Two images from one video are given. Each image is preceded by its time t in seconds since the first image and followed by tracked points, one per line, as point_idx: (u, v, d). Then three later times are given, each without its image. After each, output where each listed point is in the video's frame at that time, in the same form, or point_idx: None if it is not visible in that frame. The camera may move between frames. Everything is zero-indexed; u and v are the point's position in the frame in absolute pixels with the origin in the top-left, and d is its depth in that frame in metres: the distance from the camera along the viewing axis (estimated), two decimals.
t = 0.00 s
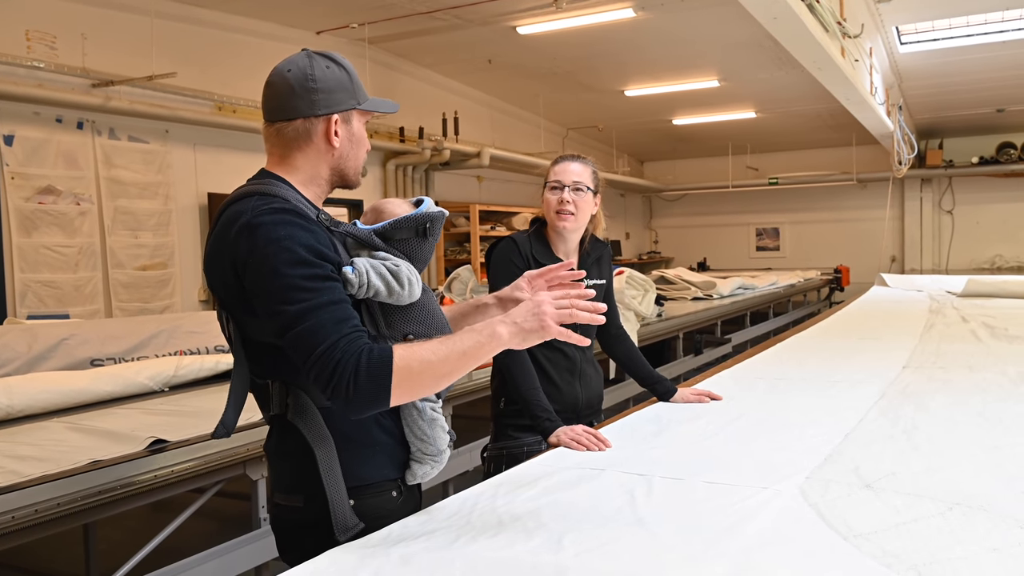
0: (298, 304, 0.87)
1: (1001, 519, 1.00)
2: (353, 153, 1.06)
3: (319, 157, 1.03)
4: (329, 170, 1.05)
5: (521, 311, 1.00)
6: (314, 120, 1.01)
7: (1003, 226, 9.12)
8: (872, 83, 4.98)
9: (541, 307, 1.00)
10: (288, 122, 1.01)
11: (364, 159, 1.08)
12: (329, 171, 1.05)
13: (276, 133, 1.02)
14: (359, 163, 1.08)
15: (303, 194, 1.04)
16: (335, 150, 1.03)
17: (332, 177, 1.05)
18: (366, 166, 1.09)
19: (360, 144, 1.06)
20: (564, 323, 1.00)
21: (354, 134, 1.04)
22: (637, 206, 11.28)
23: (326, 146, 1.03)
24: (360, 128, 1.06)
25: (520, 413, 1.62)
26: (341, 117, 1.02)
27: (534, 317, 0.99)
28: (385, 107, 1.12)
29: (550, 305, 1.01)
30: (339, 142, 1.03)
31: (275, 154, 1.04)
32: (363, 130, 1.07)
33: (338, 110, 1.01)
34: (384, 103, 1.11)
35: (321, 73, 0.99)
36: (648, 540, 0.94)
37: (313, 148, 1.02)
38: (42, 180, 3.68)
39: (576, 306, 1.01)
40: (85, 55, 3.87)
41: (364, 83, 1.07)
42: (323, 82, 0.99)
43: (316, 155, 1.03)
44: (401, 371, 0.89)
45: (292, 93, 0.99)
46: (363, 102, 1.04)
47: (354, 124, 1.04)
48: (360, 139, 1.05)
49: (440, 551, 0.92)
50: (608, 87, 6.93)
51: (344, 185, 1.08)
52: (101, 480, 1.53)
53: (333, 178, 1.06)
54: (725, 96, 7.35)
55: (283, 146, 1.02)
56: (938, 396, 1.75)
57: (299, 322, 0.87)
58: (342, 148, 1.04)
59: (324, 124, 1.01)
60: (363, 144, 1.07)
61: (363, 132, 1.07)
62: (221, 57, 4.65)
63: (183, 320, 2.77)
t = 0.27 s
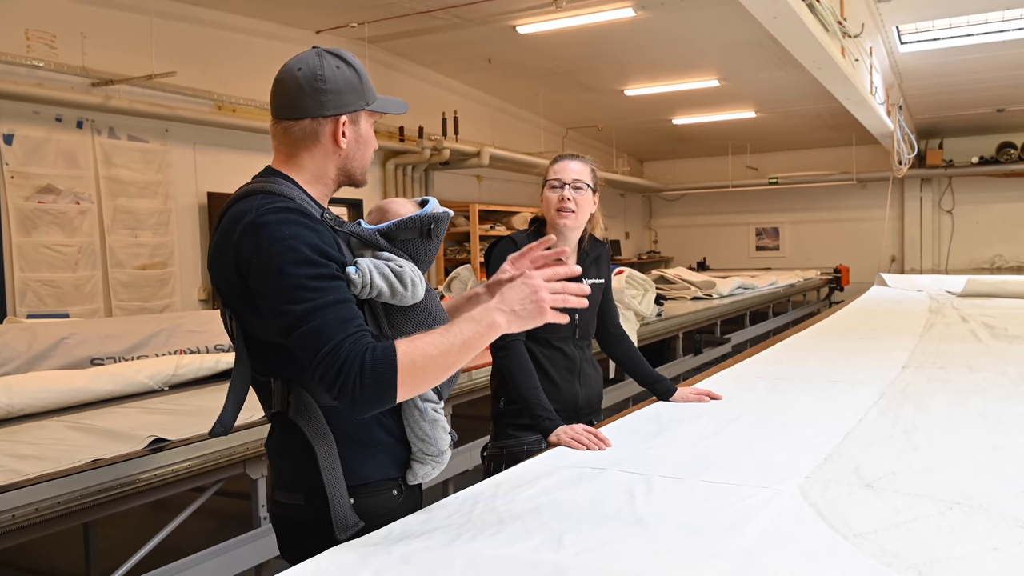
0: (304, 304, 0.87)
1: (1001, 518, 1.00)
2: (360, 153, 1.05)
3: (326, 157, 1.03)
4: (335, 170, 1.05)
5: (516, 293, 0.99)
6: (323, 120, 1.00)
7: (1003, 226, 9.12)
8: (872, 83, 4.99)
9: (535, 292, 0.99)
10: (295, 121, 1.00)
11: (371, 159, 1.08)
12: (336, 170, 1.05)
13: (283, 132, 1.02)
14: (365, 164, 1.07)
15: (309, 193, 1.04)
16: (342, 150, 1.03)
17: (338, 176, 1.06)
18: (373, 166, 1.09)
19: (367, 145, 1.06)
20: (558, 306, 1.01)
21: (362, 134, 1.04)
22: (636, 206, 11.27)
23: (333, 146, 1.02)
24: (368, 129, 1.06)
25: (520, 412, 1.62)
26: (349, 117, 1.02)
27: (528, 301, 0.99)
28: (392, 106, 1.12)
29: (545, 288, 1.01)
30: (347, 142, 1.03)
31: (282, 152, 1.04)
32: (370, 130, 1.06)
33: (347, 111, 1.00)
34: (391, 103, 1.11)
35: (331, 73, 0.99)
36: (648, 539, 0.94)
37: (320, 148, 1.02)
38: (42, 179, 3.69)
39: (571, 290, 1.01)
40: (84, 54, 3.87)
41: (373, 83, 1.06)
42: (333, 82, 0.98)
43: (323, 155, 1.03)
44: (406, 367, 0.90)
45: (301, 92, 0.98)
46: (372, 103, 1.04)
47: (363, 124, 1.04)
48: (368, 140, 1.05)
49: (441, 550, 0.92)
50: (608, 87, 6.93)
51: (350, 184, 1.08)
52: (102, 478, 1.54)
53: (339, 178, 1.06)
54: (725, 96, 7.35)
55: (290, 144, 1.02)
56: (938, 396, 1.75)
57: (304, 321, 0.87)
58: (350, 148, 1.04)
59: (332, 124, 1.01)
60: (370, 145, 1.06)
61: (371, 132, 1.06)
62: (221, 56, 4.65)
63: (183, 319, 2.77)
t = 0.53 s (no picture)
0: (316, 302, 0.87)
1: (1001, 518, 1.00)
2: (364, 153, 1.05)
3: (330, 156, 1.03)
4: (339, 169, 1.05)
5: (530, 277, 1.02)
6: (328, 119, 1.00)
7: (1003, 225, 9.11)
8: (872, 82, 4.98)
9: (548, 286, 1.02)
10: (300, 120, 1.00)
11: (375, 159, 1.08)
12: (339, 170, 1.05)
13: (287, 130, 1.02)
14: (369, 163, 1.07)
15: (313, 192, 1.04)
16: (346, 150, 1.03)
17: (341, 175, 1.06)
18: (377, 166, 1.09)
19: (371, 145, 1.06)
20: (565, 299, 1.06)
21: (366, 134, 1.04)
22: (636, 205, 11.27)
23: (337, 145, 1.02)
24: (373, 129, 1.05)
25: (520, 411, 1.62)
26: (354, 117, 1.02)
27: (540, 294, 1.01)
28: (398, 105, 1.12)
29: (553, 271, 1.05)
30: (351, 142, 1.03)
31: (285, 150, 1.04)
32: (375, 130, 1.06)
33: (352, 110, 1.00)
34: (397, 103, 1.10)
35: (336, 73, 0.98)
36: (648, 539, 0.94)
37: (324, 147, 1.02)
38: (42, 178, 3.69)
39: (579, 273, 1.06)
40: (85, 52, 3.87)
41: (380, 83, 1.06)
42: (338, 82, 0.98)
43: (327, 154, 1.03)
44: (425, 361, 0.90)
45: (307, 91, 0.98)
46: (377, 103, 1.04)
47: (367, 125, 1.04)
48: (372, 140, 1.05)
49: (442, 549, 0.92)
50: (608, 86, 6.93)
51: (353, 183, 1.08)
52: (102, 477, 1.54)
53: (342, 177, 1.06)
54: (726, 95, 7.34)
55: (294, 143, 1.02)
56: (938, 395, 1.75)
57: (317, 319, 0.87)
58: (354, 148, 1.04)
59: (336, 124, 1.00)
60: (374, 145, 1.06)
61: (376, 132, 1.06)
62: (221, 55, 4.65)
63: (183, 318, 2.77)
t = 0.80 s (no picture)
0: (330, 300, 0.87)
1: (1000, 517, 1.00)
2: (362, 151, 1.05)
3: (328, 154, 1.03)
4: (337, 167, 1.05)
5: (541, 270, 1.06)
6: (324, 117, 1.00)
7: (1003, 225, 9.11)
8: (872, 81, 4.98)
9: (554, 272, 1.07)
10: (298, 118, 1.00)
11: (374, 157, 1.07)
12: (337, 168, 1.05)
13: (285, 129, 1.02)
14: (368, 161, 1.07)
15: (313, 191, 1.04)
16: (344, 147, 1.03)
17: (340, 174, 1.06)
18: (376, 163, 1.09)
19: (370, 142, 1.05)
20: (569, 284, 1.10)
21: (364, 131, 1.04)
22: (636, 204, 11.27)
23: (335, 143, 1.02)
24: (371, 126, 1.05)
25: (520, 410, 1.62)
26: (351, 114, 1.01)
27: (547, 280, 1.06)
28: (398, 103, 1.11)
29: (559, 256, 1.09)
30: (348, 139, 1.03)
31: (284, 149, 1.04)
32: (374, 127, 1.06)
33: (348, 108, 1.00)
34: (397, 100, 1.10)
35: (333, 70, 0.98)
36: (648, 538, 0.94)
37: (322, 144, 1.02)
38: (42, 177, 3.68)
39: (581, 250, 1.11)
40: (84, 52, 3.86)
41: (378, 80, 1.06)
42: (335, 79, 0.98)
43: (325, 153, 1.03)
44: (443, 352, 0.93)
45: (303, 89, 0.98)
46: (375, 100, 1.03)
47: (365, 122, 1.04)
48: (371, 137, 1.05)
49: (442, 548, 0.92)
50: (608, 85, 6.93)
51: (352, 181, 1.08)
52: (101, 476, 1.54)
53: (341, 175, 1.06)
54: (726, 94, 7.34)
55: (292, 141, 1.02)
56: (938, 394, 1.75)
57: (331, 317, 0.87)
58: (352, 145, 1.04)
59: (333, 121, 1.00)
60: (373, 143, 1.06)
61: (374, 130, 1.06)
62: (221, 54, 4.65)
63: (183, 317, 2.77)
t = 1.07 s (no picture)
0: (341, 296, 0.88)
1: (998, 516, 1.00)
2: (361, 149, 1.05)
3: (326, 152, 1.03)
4: (337, 165, 1.05)
5: (550, 267, 1.06)
6: (321, 114, 1.00)
7: (1002, 224, 9.11)
8: (871, 81, 4.98)
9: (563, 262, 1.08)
10: (296, 115, 1.00)
11: (373, 154, 1.07)
12: (337, 166, 1.05)
13: (284, 127, 1.02)
14: (367, 159, 1.07)
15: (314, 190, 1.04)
16: (342, 145, 1.03)
17: (341, 172, 1.06)
18: (376, 161, 1.08)
19: (369, 140, 1.05)
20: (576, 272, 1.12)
21: (362, 129, 1.03)
22: (636, 204, 11.27)
23: (333, 140, 1.02)
24: (370, 124, 1.05)
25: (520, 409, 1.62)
26: (348, 112, 1.01)
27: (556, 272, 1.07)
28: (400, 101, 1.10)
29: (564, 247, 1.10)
30: (346, 137, 1.02)
31: (285, 148, 1.04)
32: (373, 125, 1.05)
33: (345, 105, 0.99)
34: (398, 97, 1.09)
35: (329, 67, 0.98)
36: (648, 537, 0.94)
37: (320, 142, 1.02)
38: (41, 176, 3.68)
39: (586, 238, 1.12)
40: (84, 50, 3.86)
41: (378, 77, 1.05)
42: (331, 76, 0.98)
43: (323, 151, 1.03)
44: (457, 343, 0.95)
45: (300, 86, 0.98)
46: (374, 97, 1.03)
47: (364, 119, 1.03)
48: (370, 135, 1.04)
49: (442, 547, 0.91)
50: (608, 84, 6.93)
51: (353, 179, 1.08)
52: (101, 476, 1.54)
53: (341, 173, 1.06)
54: (725, 94, 7.34)
55: (290, 140, 1.02)
56: (937, 394, 1.75)
57: (343, 314, 0.88)
58: (350, 143, 1.03)
59: (330, 118, 1.00)
60: (372, 140, 1.06)
61: (374, 128, 1.05)
62: (221, 53, 4.65)
63: (183, 316, 2.77)
